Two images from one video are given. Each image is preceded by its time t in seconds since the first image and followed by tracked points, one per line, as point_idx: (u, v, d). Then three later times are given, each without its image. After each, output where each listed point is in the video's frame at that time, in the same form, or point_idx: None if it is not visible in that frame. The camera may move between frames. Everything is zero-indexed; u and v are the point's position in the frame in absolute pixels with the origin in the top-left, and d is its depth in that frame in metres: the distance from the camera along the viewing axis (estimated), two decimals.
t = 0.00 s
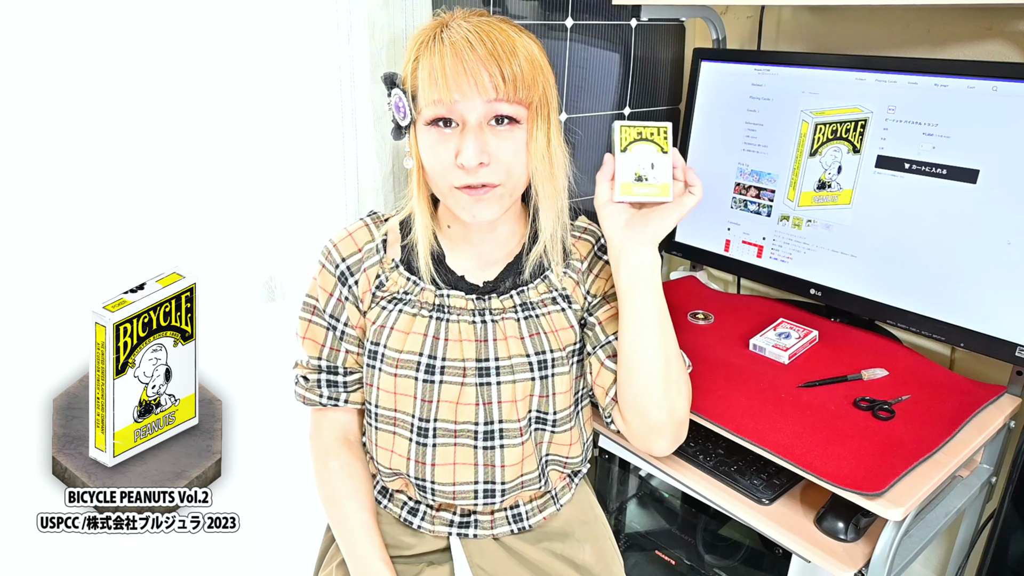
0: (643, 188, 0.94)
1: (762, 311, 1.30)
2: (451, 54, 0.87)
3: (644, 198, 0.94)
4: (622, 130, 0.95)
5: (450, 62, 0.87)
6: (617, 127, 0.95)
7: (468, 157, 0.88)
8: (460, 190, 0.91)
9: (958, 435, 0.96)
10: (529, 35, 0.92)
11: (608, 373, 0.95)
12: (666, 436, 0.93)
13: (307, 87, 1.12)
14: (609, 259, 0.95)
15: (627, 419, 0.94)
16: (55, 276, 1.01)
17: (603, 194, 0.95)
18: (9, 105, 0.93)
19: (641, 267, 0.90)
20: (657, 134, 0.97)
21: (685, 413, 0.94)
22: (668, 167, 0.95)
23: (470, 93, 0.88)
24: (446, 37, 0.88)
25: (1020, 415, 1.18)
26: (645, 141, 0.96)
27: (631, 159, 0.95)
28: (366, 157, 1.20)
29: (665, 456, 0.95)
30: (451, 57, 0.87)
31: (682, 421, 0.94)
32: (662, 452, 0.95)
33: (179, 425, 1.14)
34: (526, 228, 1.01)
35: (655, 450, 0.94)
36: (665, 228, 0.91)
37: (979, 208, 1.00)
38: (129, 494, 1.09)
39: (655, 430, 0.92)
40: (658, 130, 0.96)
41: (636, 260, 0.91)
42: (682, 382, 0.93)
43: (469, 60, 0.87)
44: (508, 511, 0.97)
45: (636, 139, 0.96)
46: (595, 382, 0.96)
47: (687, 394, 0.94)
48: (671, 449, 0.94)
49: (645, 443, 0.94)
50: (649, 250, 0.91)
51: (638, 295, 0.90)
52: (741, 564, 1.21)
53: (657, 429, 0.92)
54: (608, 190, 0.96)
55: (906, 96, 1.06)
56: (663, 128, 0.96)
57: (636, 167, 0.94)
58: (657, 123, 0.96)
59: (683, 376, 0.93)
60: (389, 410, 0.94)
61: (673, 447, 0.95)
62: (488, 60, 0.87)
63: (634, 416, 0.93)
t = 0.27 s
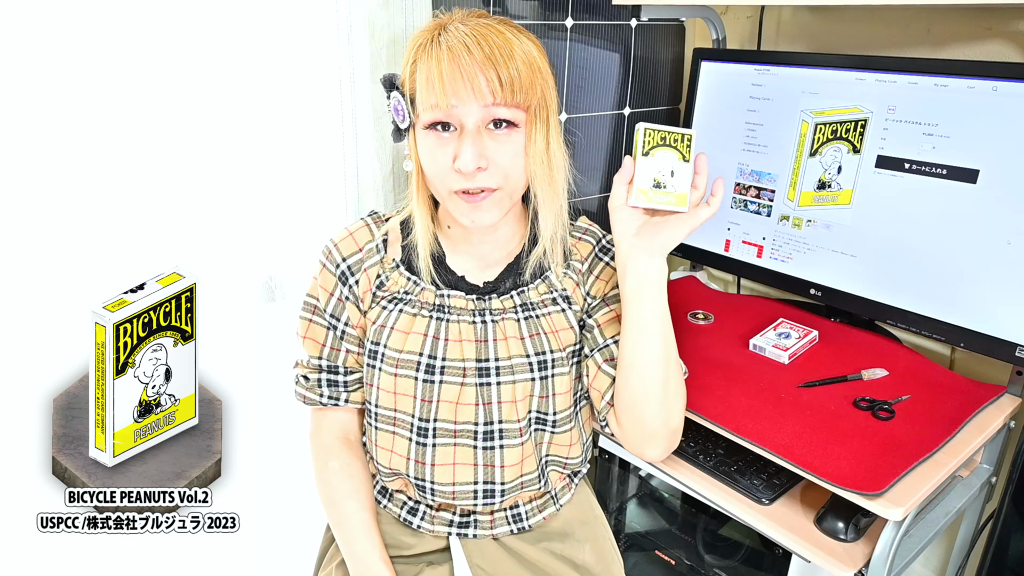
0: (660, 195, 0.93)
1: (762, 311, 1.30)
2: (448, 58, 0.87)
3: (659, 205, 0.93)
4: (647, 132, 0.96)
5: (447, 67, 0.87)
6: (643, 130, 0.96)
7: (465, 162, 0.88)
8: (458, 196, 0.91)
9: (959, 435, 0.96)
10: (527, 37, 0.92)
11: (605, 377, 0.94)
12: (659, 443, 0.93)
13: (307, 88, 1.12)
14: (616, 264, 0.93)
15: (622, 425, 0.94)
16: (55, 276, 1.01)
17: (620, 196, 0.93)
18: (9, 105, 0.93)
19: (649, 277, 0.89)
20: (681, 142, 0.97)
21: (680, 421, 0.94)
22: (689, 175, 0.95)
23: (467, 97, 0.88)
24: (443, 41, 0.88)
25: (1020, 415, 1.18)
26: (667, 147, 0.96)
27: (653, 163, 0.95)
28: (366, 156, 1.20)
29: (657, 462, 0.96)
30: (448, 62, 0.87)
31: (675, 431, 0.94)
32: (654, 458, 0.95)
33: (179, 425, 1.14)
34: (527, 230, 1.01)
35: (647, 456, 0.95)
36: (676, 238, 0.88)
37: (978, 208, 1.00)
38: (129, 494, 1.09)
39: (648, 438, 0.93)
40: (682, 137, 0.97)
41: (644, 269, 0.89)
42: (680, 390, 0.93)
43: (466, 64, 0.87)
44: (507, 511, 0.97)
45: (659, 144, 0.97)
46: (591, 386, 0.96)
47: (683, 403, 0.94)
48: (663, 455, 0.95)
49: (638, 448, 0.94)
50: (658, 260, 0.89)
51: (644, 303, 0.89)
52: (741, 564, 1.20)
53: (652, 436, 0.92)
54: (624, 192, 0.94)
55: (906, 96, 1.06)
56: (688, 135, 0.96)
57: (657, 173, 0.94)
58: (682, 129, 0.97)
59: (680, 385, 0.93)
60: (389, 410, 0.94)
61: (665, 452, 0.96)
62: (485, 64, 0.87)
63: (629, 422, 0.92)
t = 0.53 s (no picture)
0: (656, 201, 0.93)
1: (762, 311, 1.30)
2: (448, 57, 0.87)
3: (656, 211, 0.93)
4: (645, 137, 0.94)
5: (448, 66, 0.87)
6: (640, 134, 0.94)
7: (465, 161, 0.88)
8: (458, 194, 0.91)
9: (958, 435, 0.96)
10: (528, 36, 0.91)
11: (602, 379, 0.94)
12: (654, 446, 0.93)
13: (307, 88, 1.12)
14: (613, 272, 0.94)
15: (618, 427, 0.94)
16: (55, 276, 1.01)
17: (616, 201, 0.94)
18: (9, 105, 0.93)
19: (643, 282, 0.89)
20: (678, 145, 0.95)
21: (675, 427, 0.94)
22: (684, 181, 0.94)
23: (468, 96, 0.88)
24: (443, 40, 0.88)
25: (1020, 415, 1.18)
26: (665, 151, 0.94)
27: (650, 168, 0.94)
28: (366, 156, 1.20)
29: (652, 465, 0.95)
30: (448, 60, 0.87)
31: (670, 434, 0.94)
32: (649, 461, 0.95)
33: (179, 425, 1.14)
34: (526, 230, 1.01)
35: (643, 459, 0.94)
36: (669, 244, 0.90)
37: (979, 207, 1.00)
38: (129, 494, 1.09)
39: (642, 440, 0.92)
40: (679, 141, 0.95)
41: (639, 274, 0.90)
42: (676, 396, 0.93)
43: (467, 64, 0.87)
44: (507, 511, 0.97)
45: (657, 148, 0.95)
46: (590, 388, 0.96)
47: (678, 412, 0.94)
48: (658, 458, 0.95)
49: (633, 451, 0.94)
50: (653, 266, 0.90)
51: (639, 309, 0.90)
52: (740, 564, 1.20)
53: (646, 439, 0.92)
54: (621, 198, 0.95)
55: (906, 96, 1.06)
56: (685, 140, 0.94)
57: (654, 177, 0.94)
58: (680, 133, 0.94)
59: (676, 389, 0.93)
60: (389, 411, 0.94)
61: (660, 457, 0.95)
62: (485, 63, 0.87)
63: (624, 425, 0.93)
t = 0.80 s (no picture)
0: (646, 195, 0.93)
1: (761, 311, 1.30)
2: (451, 54, 0.87)
3: (646, 206, 0.93)
4: (630, 135, 0.95)
5: (450, 62, 0.87)
6: (624, 133, 0.95)
7: (465, 157, 0.88)
8: (457, 191, 0.91)
9: (958, 435, 0.96)
10: (529, 36, 0.92)
11: (600, 377, 0.94)
12: (654, 444, 0.93)
13: (307, 88, 1.12)
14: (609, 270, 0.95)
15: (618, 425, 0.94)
16: (55, 277, 1.01)
17: (608, 198, 0.94)
18: (9, 105, 0.93)
19: (637, 274, 0.90)
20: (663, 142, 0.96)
21: (675, 423, 0.94)
22: (672, 175, 0.95)
23: (470, 92, 0.88)
24: (446, 36, 0.88)
25: (1020, 415, 1.18)
26: (650, 148, 0.95)
27: (637, 164, 0.94)
28: (366, 156, 1.20)
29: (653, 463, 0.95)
30: (450, 57, 0.87)
31: (671, 431, 0.94)
32: (650, 459, 0.95)
33: (179, 425, 1.14)
34: (525, 229, 1.01)
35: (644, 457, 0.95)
36: (662, 238, 0.90)
37: (979, 207, 1.00)
38: (129, 494, 1.09)
39: (643, 438, 0.92)
40: (664, 138, 0.96)
41: (635, 270, 0.90)
42: (676, 394, 0.93)
43: (469, 60, 0.87)
44: (507, 511, 0.97)
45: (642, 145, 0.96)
46: (588, 387, 0.96)
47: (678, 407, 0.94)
48: (659, 456, 0.95)
49: (633, 449, 0.94)
50: (650, 259, 0.90)
51: (636, 306, 0.90)
52: (740, 564, 1.20)
53: (646, 437, 0.92)
54: (611, 196, 0.95)
55: (906, 96, 1.06)
56: (670, 136, 0.95)
57: (641, 173, 0.94)
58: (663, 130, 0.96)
59: (675, 388, 0.93)
60: (388, 411, 0.94)
61: (660, 455, 0.95)
62: (488, 60, 0.87)
63: (623, 424, 0.93)
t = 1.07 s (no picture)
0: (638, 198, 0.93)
1: (761, 311, 1.30)
2: (450, 54, 0.87)
3: (640, 208, 0.93)
4: (616, 140, 0.95)
5: (449, 62, 0.87)
6: (611, 138, 0.95)
7: (465, 157, 0.88)
8: (457, 191, 0.91)
9: (958, 435, 0.96)
10: (529, 36, 0.92)
11: (599, 378, 0.95)
12: (653, 445, 0.94)
13: (306, 88, 1.12)
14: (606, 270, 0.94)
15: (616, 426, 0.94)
16: (55, 277, 1.01)
17: (599, 202, 0.94)
18: (9, 105, 0.93)
19: (637, 275, 0.90)
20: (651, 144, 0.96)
21: (673, 422, 0.94)
22: (662, 176, 0.95)
23: (469, 92, 0.88)
24: (446, 36, 0.88)
25: (1020, 415, 1.18)
26: (638, 152, 0.95)
27: (627, 168, 0.94)
28: (366, 157, 1.20)
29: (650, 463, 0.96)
30: (450, 57, 0.87)
31: (669, 431, 0.94)
32: (648, 459, 0.95)
33: (179, 425, 1.14)
34: (524, 229, 1.01)
35: (641, 457, 0.95)
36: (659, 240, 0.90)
37: (979, 207, 1.00)
38: (129, 494, 1.09)
39: (642, 439, 0.93)
40: (652, 140, 0.96)
41: (632, 268, 0.90)
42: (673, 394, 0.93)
43: (469, 60, 0.87)
44: (507, 510, 0.97)
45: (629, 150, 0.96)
46: (586, 387, 0.96)
47: (676, 407, 0.94)
48: (656, 457, 0.95)
49: (631, 450, 0.95)
50: (645, 258, 0.90)
51: (633, 305, 0.90)
52: (741, 563, 1.20)
53: (645, 438, 0.92)
54: (603, 199, 0.95)
55: (906, 96, 1.06)
56: (657, 138, 0.95)
57: (632, 176, 0.94)
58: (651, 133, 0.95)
59: (673, 389, 0.93)
60: (387, 411, 0.94)
61: (658, 455, 0.96)
62: (487, 60, 0.87)
63: (621, 423, 0.93)
